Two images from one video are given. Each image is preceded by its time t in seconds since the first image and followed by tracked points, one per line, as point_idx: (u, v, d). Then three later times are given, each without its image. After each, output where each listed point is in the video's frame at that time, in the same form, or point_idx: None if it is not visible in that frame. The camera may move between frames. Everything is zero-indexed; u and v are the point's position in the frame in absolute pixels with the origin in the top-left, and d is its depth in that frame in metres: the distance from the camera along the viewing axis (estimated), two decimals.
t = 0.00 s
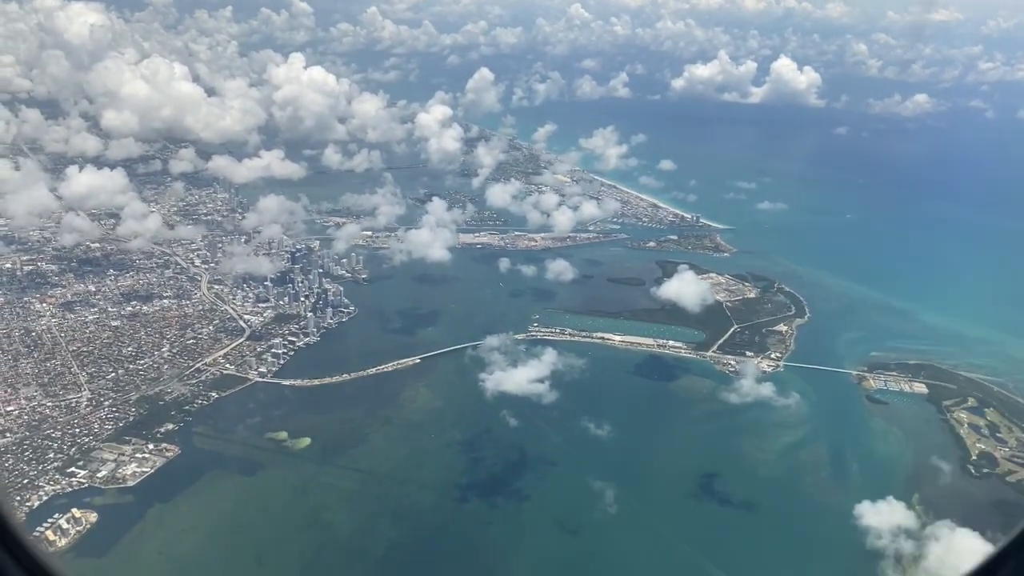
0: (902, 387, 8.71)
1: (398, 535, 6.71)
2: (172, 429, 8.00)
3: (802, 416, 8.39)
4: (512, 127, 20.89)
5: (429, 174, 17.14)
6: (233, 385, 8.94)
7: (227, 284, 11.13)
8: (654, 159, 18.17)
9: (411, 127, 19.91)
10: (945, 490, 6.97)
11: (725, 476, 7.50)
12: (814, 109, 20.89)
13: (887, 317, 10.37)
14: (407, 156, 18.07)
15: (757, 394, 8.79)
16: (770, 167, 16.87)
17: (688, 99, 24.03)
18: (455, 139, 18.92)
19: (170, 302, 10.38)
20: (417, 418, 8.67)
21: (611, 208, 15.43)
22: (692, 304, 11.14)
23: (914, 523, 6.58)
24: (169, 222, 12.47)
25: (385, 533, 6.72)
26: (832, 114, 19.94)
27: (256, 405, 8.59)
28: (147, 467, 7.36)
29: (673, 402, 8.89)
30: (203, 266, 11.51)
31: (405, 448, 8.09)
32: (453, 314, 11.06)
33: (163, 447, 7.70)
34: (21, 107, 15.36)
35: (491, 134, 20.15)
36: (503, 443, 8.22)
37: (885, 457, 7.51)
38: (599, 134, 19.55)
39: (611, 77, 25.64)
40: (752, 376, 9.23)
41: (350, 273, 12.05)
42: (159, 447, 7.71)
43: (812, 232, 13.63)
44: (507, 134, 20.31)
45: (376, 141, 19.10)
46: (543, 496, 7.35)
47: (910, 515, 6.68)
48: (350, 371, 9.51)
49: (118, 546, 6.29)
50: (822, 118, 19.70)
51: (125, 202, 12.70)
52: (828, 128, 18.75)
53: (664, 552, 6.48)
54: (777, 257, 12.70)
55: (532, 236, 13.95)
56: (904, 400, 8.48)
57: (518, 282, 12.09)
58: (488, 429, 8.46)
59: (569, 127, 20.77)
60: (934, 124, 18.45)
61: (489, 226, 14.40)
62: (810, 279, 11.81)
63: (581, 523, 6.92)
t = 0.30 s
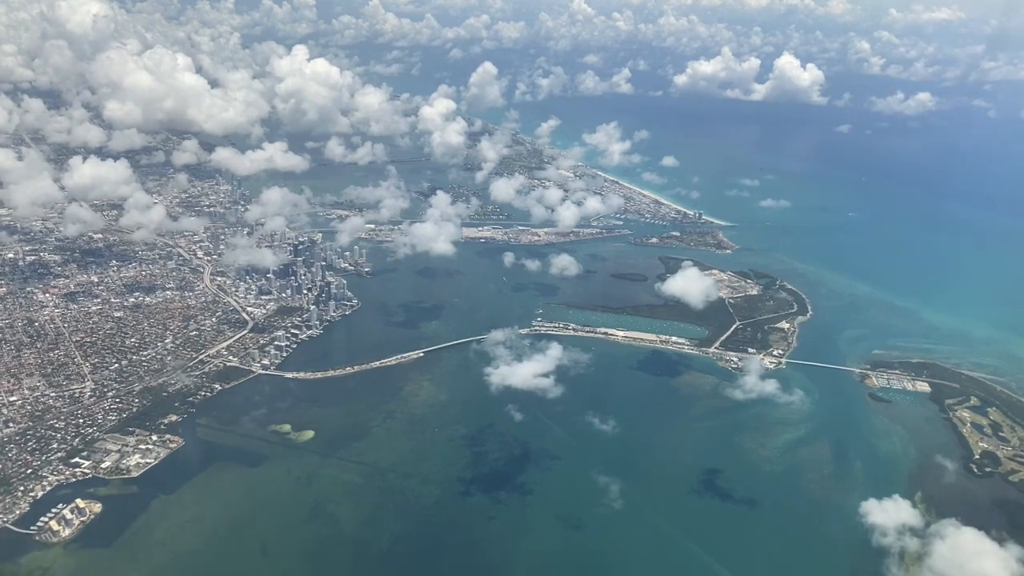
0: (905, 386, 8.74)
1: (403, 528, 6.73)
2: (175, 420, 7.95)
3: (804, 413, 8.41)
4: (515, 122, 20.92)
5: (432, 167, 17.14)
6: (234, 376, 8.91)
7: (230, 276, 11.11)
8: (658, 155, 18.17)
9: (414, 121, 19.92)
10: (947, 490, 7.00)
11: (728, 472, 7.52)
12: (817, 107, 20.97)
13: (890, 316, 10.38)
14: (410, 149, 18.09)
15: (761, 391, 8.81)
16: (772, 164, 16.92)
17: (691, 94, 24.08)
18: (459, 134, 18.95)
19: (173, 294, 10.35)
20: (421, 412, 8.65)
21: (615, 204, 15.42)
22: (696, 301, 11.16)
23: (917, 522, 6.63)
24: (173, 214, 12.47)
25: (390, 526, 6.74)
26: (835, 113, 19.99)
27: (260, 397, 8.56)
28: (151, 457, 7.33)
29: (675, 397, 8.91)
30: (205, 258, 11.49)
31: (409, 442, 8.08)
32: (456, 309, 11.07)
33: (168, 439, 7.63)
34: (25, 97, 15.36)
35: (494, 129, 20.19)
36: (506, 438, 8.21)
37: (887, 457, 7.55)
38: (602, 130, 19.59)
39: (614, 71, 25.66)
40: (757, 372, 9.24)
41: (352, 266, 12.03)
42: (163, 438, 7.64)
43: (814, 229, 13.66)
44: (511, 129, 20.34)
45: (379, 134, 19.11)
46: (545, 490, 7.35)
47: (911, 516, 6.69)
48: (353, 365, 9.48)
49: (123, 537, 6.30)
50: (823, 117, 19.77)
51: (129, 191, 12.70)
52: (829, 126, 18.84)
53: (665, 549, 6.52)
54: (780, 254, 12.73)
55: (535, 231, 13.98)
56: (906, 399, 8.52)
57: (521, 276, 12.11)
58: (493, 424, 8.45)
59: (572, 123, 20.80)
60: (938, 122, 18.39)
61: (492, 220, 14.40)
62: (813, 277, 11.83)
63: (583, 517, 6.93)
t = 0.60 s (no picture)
0: (906, 386, 8.76)
1: (406, 523, 6.65)
2: (178, 415, 7.93)
3: (806, 412, 8.45)
4: (516, 119, 20.93)
5: (434, 164, 17.19)
6: (237, 371, 8.88)
7: (231, 272, 11.11)
8: (659, 153, 18.21)
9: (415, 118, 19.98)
10: (948, 489, 6.93)
11: (730, 470, 7.52)
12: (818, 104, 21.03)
13: (891, 315, 10.41)
14: (411, 146, 18.13)
15: (764, 390, 8.82)
16: (772, 161, 16.99)
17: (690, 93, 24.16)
18: (460, 131, 19.00)
19: (174, 289, 10.32)
20: (423, 408, 8.65)
21: (617, 201, 15.51)
22: (698, 299, 11.20)
23: (920, 520, 6.62)
24: (174, 208, 12.42)
25: (394, 522, 6.63)
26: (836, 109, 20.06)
27: (264, 392, 8.54)
28: (154, 453, 7.31)
29: (677, 395, 8.95)
30: (206, 253, 11.47)
31: (412, 437, 8.06)
32: (457, 305, 11.08)
33: (170, 434, 7.62)
34: (26, 92, 15.40)
35: (495, 126, 20.25)
36: (508, 435, 8.21)
37: (888, 455, 7.57)
38: (603, 127, 19.62)
39: (614, 69, 25.69)
40: (760, 372, 9.27)
41: (354, 263, 12.02)
42: (165, 433, 7.63)
43: (814, 228, 13.75)
44: (511, 126, 20.40)
45: (380, 130, 19.16)
46: (548, 487, 7.35)
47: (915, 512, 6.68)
48: (356, 361, 9.46)
49: (126, 530, 6.22)
50: (825, 114, 19.86)
51: (129, 187, 12.77)
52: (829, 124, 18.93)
53: (669, 544, 6.52)
54: (780, 253, 12.79)
55: (536, 228, 14.02)
56: (906, 398, 8.52)
57: (519, 274, 12.11)
58: (495, 420, 8.46)
59: (572, 120, 20.86)
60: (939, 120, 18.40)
61: (492, 219, 14.46)
62: (813, 276, 11.89)
63: (587, 515, 6.91)
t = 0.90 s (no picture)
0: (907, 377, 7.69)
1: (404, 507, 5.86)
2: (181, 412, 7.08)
3: (809, 407, 7.78)
4: (516, 118, 21.08)
5: (436, 162, 17.39)
6: (242, 369, 8.50)
7: (236, 268, 10.64)
8: (661, 151, 18.39)
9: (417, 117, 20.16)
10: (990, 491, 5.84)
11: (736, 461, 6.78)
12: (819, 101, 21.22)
13: (891, 314, 10.51)
14: (414, 146, 18.31)
15: (768, 387, 8.62)
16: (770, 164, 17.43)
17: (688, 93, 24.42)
18: (462, 129, 19.14)
19: (178, 286, 10.03)
20: (429, 406, 8.72)
21: (620, 199, 15.89)
22: (701, 297, 11.45)
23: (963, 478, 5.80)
24: (177, 206, 12.07)
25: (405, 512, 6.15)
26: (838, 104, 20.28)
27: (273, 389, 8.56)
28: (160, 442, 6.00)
29: (680, 391, 9.00)
30: (210, 250, 11.29)
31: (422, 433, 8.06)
32: (456, 305, 11.91)
33: (176, 429, 6.59)
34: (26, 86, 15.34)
35: (496, 124, 20.42)
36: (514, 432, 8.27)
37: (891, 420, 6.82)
38: (604, 127, 19.82)
39: (617, 65, 25.15)
40: (764, 369, 9.18)
41: (358, 260, 12.53)
42: (170, 429, 6.54)
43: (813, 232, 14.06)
44: (512, 124, 20.58)
45: (381, 129, 19.31)
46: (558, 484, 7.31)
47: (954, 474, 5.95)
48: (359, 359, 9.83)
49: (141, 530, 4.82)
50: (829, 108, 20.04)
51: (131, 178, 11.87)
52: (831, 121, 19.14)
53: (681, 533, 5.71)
54: (782, 253, 12.94)
55: (537, 227, 14.74)
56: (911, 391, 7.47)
57: (522, 271, 12.89)
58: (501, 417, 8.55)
59: (574, 116, 20.98)
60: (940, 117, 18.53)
61: (494, 217, 15.18)
62: (814, 279, 12.07)
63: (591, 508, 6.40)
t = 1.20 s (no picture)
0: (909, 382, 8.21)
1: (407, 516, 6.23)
2: (183, 411, 7.50)
3: (811, 412, 8.22)
4: (516, 119, 21.04)
5: (437, 161, 17.36)
6: (242, 369, 8.65)
7: (235, 269, 11.00)
8: (661, 153, 18.51)
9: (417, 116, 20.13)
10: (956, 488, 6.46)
11: (734, 469, 7.23)
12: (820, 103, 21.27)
13: (891, 317, 10.48)
14: (414, 145, 18.31)
15: (772, 389, 8.79)
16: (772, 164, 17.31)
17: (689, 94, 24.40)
18: (463, 129, 19.13)
19: (178, 286, 10.11)
20: (430, 408, 8.63)
21: (620, 201, 15.80)
22: (704, 300, 11.40)
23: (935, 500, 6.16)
24: (177, 205, 12.37)
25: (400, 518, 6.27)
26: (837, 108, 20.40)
27: (275, 390, 8.54)
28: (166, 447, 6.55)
29: (680, 391, 9.09)
30: (209, 250, 11.36)
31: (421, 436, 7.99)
32: (459, 305, 11.30)
33: (178, 430, 7.06)
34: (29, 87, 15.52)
35: (496, 125, 20.44)
36: (515, 434, 8.20)
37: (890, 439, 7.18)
38: (605, 126, 19.78)
39: (617, 67, 25.65)
40: (768, 373, 9.26)
41: (358, 261, 12.34)
42: (173, 430, 7.04)
43: (816, 232, 13.88)
44: (512, 125, 20.60)
45: (381, 129, 19.31)
46: (556, 487, 7.23)
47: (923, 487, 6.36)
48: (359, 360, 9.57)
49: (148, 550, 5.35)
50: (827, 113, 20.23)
51: (133, 183, 12.89)
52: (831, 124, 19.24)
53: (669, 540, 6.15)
54: (783, 255, 12.95)
55: (539, 227, 14.32)
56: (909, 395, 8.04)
57: (525, 273, 12.42)
58: (502, 419, 8.47)
59: (574, 118, 21.01)
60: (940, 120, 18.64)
61: (494, 219, 14.69)
62: (815, 279, 12.02)
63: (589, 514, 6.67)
